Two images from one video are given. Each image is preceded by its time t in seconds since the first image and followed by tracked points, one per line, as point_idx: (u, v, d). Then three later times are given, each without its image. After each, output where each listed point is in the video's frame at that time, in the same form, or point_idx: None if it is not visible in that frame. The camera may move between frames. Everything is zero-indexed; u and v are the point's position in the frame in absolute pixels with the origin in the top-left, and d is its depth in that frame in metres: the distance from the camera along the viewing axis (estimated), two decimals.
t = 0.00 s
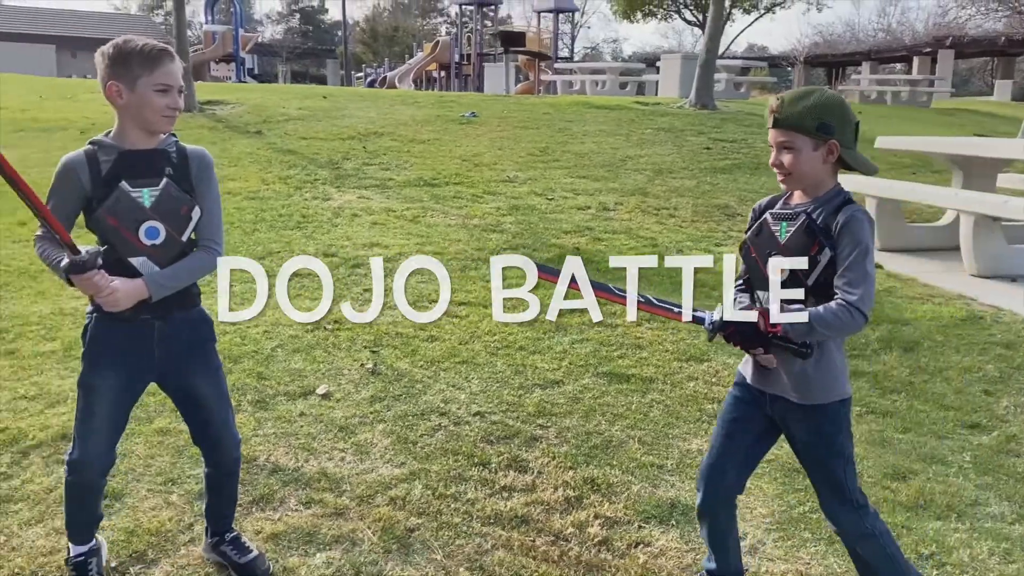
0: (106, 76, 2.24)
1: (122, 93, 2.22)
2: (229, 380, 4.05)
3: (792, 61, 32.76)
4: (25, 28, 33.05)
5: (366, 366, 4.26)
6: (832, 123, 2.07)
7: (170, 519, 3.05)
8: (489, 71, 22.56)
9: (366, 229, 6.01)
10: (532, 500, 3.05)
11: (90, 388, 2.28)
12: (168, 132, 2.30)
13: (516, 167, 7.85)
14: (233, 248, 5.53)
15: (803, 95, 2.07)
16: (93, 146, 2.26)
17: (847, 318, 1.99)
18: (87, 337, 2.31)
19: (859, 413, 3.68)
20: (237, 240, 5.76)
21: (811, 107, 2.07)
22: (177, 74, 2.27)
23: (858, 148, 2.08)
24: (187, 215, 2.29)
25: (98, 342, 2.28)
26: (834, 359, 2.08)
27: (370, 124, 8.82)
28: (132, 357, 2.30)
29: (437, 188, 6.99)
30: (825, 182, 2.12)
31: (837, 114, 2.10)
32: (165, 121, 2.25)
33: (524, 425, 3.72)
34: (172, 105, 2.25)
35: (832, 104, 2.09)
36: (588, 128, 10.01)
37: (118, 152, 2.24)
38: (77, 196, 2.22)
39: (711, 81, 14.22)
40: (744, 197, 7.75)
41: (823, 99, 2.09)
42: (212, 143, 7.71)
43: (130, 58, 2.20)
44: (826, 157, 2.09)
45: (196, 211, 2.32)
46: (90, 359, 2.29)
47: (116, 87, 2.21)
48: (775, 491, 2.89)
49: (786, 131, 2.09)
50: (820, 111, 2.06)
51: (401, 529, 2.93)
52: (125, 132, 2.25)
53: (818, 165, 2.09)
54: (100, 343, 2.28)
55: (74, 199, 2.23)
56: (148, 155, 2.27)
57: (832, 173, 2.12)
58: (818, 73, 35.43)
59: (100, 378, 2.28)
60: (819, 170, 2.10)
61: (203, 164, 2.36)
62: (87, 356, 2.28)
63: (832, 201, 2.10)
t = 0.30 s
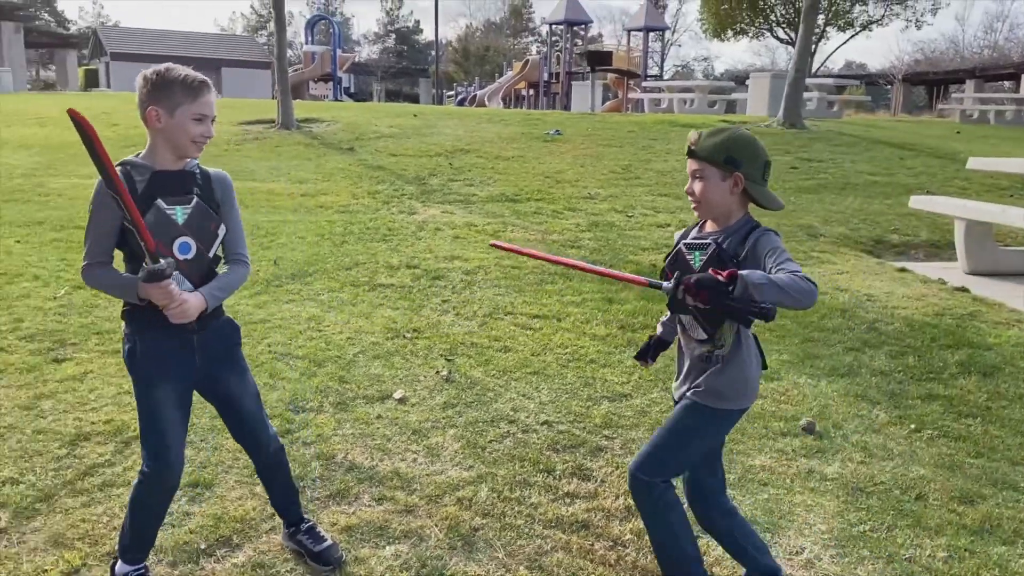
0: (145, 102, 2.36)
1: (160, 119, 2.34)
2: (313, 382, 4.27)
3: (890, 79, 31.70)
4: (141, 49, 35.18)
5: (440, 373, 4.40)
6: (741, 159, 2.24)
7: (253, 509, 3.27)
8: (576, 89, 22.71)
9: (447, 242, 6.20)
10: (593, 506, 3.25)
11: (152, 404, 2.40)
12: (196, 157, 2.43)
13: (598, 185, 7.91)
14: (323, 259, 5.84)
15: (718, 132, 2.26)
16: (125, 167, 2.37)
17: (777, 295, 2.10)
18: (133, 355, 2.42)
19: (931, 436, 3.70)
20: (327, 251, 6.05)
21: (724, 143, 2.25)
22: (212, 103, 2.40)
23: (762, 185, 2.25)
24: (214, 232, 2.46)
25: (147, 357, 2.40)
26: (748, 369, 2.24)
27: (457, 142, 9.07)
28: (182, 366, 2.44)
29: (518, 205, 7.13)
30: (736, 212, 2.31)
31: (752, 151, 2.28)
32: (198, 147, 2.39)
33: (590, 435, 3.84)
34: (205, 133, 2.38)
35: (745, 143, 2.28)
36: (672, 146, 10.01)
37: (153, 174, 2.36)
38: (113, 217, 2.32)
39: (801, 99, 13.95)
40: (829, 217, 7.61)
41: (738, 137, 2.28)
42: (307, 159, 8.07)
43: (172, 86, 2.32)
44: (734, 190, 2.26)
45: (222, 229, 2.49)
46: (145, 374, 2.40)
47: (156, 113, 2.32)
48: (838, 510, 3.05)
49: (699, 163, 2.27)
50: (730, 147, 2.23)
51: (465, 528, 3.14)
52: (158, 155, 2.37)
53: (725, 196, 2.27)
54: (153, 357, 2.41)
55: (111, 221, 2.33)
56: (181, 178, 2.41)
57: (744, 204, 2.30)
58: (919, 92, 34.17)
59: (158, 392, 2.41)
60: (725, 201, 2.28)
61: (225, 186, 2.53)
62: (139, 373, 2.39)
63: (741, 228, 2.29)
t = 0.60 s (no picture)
0: (114, 127, 2.28)
1: (140, 143, 2.30)
2: (387, 383, 4.40)
3: (981, 89, 30.45)
4: (230, 61, 36.64)
5: (510, 378, 4.48)
6: (639, 149, 2.40)
7: (329, 502, 3.40)
8: (651, 98, 22.61)
9: (519, 251, 6.29)
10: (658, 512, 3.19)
11: (219, 405, 2.34)
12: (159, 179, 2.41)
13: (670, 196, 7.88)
14: (399, 265, 5.97)
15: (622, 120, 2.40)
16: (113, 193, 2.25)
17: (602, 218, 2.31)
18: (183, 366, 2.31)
19: (1011, 454, 3.62)
20: (402, 256, 6.20)
21: (626, 131, 2.39)
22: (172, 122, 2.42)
23: (656, 176, 2.42)
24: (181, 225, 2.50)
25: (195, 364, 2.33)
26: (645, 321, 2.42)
27: (530, 151, 9.16)
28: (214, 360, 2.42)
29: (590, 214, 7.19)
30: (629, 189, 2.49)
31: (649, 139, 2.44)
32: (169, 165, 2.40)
33: (658, 442, 3.87)
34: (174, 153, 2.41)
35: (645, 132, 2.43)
36: (748, 156, 9.88)
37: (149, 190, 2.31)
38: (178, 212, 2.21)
39: (883, 109, 13.56)
40: (911, 230, 7.39)
41: (641, 128, 2.43)
42: (384, 168, 8.29)
43: (148, 107, 2.30)
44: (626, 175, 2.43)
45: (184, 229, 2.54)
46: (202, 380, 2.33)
47: (137, 135, 2.28)
48: (910, 526, 3.05)
49: (599, 149, 2.43)
50: (630, 138, 2.39)
51: (532, 528, 3.21)
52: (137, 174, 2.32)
53: (620, 181, 2.43)
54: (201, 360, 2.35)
55: (166, 215, 2.20)
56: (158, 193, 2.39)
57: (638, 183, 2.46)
58: (1014, 102, 32.68)
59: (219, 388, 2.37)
60: (620, 185, 2.44)
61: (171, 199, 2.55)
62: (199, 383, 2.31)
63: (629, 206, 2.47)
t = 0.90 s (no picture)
0: (81, 133, 2.38)
1: (109, 144, 2.39)
2: (459, 382, 4.43)
3: None
4: (303, 65, 37.53)
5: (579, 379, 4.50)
6: (605, 150, 2.69)
7: (404, 496, 3.50)
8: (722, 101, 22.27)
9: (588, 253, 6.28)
10: (732, 517, 3.26)
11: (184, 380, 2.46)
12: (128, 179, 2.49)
13: (742, 199, 7.76)
14: (468, 265, 6.00)
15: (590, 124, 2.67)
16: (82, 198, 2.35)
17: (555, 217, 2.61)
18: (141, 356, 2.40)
19: None
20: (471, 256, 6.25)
21: (592, 134, 2.67)
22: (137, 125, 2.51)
23: (623, 172, 2.70)
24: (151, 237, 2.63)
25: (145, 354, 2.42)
26: (599, 316, 2.69)
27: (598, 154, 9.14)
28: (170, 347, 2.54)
29: (660, 217, 7.14)
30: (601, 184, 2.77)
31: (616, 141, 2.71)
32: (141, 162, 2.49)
33: (729, 448, 3.86)
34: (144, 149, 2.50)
35: (612, 134, 2.71)
36: (823, 160, 9.67)
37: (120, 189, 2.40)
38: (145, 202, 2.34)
39: (965, 112, 13.08)
40: (995, 237, 7.13)
41: (608, 131, 2.71)
42: (453, 170, 8.38)
43: (108, 109, 2.39)
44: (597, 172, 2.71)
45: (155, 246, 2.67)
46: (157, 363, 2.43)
47: (103, 136, 2.37)
48: (994, 539, 3.04)
49: (571, 149, 2.72)
50: (596, 140, 2.67)
51: (603, 529, 3.24)
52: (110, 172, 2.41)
53: (590, 178, 2.73)
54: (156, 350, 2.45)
55: (134, 212, 2.32)
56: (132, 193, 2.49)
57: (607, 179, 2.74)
58: None
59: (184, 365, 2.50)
60: (591, 181, 2.74)
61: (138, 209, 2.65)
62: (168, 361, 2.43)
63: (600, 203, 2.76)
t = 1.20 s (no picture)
0: (57, 144, 2.45)
1: (80, 158, 2.46)
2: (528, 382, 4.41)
3: None
4: (367, 67, 38.11)
5: (648, 383, 4.45)
6: (582, 132, 2.88)
7: (474, 495, 3.51)
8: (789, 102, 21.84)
9: (654, 256, 6.20)
10: (807, 526, 3.20)
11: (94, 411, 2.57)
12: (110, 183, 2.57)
13: (813, 202, 7.59)
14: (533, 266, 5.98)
15: (567, 106, 2.87)
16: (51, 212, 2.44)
17: (532, 225, 2.77)
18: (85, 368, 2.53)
19: None
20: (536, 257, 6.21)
21: (569, 115, 2.87)
22: (114, 130, 2.53)
23: (598, 155, 2.91)
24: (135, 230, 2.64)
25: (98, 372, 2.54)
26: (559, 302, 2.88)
27: (663, 156, 9.03)
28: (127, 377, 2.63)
29: (728, 220, 7.03)
30: (572, 169, 2.93)
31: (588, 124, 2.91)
32: (118, 168, 2.54)
33: (804, 455, 3.77)
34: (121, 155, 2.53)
35: (586, 118, 2.90)
36: (897, 163, 9.39)
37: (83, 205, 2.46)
38: (80, 241, 2.36)
39: None
40: None
41: (581, 114, 2.89)
42: (518, 172, 8.38)
43: (78, 121, 2.44)
44: (571, 155, 2.88)
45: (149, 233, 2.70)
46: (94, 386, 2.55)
47: (75, 148, 2.44)
48: None
49: (549, 130, 2.89)
50: (574, 122, 2.87)
51: (676, 535, 3.20)
52: (83, 183, 2.49)
53: (568, 160, 2.90)
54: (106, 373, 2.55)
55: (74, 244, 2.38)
56: (108, 200, 2.55)
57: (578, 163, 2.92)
58: None
59: (108, 404, 2.58)
60: (567, 163, 2.91)
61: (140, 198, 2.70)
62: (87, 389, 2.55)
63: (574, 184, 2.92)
